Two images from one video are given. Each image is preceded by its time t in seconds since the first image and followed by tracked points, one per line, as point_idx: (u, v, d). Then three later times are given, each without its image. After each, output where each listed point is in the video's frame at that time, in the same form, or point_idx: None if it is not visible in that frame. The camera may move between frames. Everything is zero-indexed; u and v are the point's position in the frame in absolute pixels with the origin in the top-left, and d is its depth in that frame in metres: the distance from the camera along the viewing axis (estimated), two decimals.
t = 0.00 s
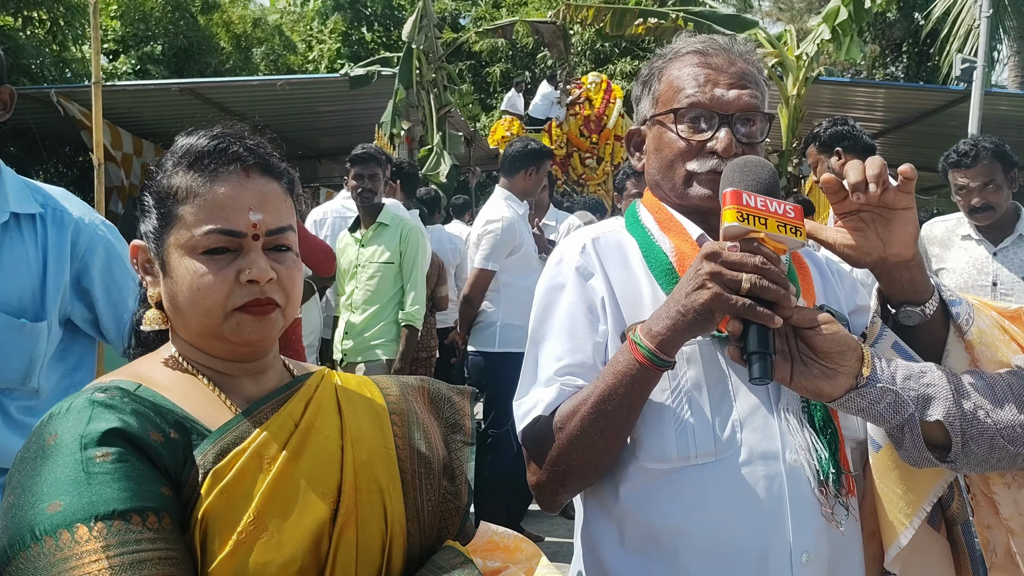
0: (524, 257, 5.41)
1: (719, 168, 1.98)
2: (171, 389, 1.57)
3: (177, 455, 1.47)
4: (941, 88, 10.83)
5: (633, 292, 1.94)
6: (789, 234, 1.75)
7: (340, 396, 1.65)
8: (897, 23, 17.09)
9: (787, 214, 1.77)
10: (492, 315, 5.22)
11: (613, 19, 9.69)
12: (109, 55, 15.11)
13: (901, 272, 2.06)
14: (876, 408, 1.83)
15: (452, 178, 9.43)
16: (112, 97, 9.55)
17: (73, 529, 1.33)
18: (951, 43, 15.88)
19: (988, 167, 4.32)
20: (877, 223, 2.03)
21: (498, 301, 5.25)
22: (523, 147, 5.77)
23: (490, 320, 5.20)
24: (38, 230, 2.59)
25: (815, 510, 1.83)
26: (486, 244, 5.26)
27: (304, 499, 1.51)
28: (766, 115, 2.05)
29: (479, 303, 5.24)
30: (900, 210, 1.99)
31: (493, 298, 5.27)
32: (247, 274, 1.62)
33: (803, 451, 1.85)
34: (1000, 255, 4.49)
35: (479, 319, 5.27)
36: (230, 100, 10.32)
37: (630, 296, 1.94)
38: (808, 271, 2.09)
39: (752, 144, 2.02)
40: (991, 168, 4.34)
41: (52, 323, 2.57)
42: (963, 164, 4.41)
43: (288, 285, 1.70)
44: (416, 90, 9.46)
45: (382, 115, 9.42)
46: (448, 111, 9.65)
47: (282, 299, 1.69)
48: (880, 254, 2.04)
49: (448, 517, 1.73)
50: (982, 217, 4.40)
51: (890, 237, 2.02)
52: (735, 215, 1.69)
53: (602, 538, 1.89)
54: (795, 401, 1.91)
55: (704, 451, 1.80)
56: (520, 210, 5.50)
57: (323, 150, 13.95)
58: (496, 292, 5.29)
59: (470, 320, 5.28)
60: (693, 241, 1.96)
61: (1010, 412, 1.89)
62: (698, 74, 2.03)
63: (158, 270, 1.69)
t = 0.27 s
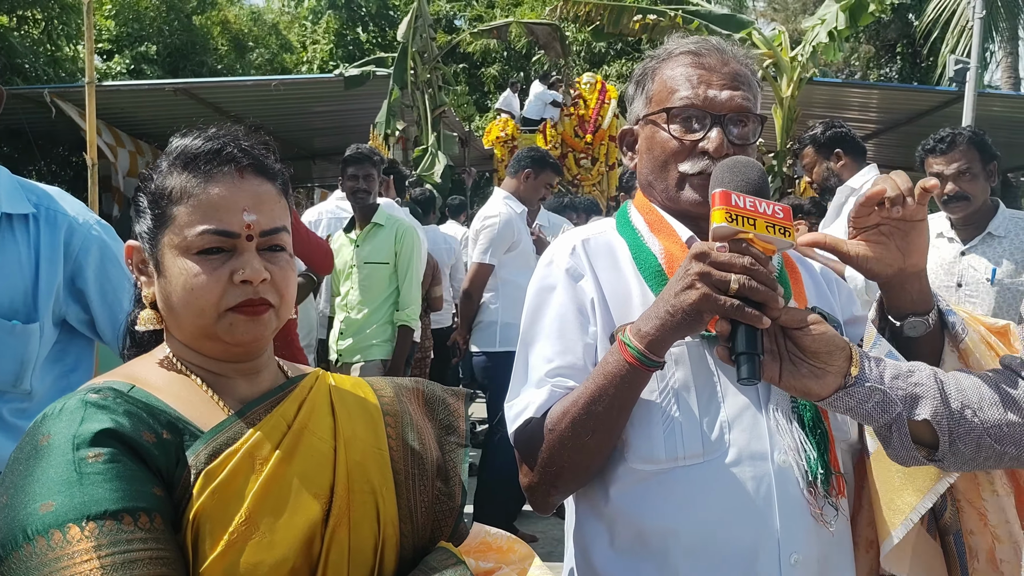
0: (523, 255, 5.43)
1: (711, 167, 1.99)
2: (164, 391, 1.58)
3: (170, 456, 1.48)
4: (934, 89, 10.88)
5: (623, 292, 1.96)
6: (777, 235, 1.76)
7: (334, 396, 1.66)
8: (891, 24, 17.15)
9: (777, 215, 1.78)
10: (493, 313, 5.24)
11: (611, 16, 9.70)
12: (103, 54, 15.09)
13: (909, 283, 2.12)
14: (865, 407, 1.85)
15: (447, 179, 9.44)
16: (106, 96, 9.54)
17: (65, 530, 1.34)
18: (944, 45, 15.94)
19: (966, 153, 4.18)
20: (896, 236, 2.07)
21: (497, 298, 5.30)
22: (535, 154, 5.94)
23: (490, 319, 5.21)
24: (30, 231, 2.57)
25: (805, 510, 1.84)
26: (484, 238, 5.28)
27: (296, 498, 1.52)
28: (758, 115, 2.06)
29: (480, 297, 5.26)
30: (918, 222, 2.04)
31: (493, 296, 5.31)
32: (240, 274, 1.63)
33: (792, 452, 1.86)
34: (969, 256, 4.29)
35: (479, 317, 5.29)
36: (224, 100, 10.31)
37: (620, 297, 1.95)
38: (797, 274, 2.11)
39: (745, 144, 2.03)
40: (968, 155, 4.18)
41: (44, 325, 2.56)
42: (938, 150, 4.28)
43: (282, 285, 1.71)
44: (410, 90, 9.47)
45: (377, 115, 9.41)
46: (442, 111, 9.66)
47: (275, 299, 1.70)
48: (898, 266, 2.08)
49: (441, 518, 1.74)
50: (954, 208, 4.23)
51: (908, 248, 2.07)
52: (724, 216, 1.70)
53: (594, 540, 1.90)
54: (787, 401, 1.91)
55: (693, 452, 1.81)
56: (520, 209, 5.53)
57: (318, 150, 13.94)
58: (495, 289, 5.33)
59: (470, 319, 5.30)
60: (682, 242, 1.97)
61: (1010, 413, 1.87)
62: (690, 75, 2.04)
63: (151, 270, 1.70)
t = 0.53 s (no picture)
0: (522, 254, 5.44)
1: (708, 160, 1.99)
2: (161, 392, 1.58)
3: (166, 456, 1.49)
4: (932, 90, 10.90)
5: (620, 295, 1.96)
6: (773, 239, 1.77)
7: (331, 397, 1.67)
8: (889, 25, 17.17)
9: (771, 218, 1.78)
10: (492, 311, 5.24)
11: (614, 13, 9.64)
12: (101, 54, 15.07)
13: (895, 338, 2.10)
14: (858, 410, 1.85)
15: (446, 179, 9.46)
16: (104, 97, 9.53)
17: (61, 531, 1.34)
18: (942, 46, 15.96)
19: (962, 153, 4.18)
20: (895, 292, 2.07)
21: (496, 295, 5.30)
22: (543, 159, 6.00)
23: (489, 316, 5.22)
24: (25, 231, 2.57)
25: (804, 510, 1.85)
26: (485, 234, 5.30)
27: (293, 498, 1.53)
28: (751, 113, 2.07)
29: (480, 291, 5.27)
30: (918, 283, 2.05)
31: (491, 293, 5.31)
32: (236, 274, 1.63)
33: (793, 451, 1.86)
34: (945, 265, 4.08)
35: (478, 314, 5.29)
36: (223, 100, 10.31)
37: (618, 300, 1.95)
38: (797, 280, 2.13)
39: (737, 140, 2.03)
40: (954, 155, 4.13)
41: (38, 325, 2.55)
42: (922, 148, 4.24)
43: (278, 286, 1.71)
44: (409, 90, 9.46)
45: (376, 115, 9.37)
46: (440, 111, 9.67)
47: (272, 299, 1.70)
48: (891, 319, 2.07)
49: (437, 519, 1.75)
50: (935, 209, 4.10)
51: (904, 306, 2.06)
52: (717, 220, 1.71)
53: (593, 543, 1.91)
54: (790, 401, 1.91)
55: (692, 454, 1.82)
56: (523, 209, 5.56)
57: (317, 150, 13.94)
58: (494, 286, 5.33)
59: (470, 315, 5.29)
60: (681, 244, 1.98)
61: (1005, 413, 1.80)
62: (680, 75, 2.06)
63: (149, 272, 1.71)
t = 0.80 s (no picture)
0: (525, 253, 5.44)
1: (703, 169, 1.99)
2: (159, 393, 1.58)
3: (164, 456, 1.49)
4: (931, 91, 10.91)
5: (619, 297, 1.96)
6: (770, 238, 1.76)
7: (328, 396, 1.67)
8: (888, 26, 17.19)
9: (769, 218, 1.79)
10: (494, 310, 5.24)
11: (615, 19, 9.69)
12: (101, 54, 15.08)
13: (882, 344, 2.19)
14: (857, 410, 1.85)
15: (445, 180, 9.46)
16: (104, 97, 9.52)
17: (60, 531, 1.34)
18: (941, 47, 15.99)
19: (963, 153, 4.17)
20: (883, 307, 2.13)
21: (497, 293, 5.30)
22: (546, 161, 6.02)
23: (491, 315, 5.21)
24: (13, 229, 2.56)
25: (806, 508, 1.85)
26: (487, 232, 5.30)
27: (291, 496, 1.53)
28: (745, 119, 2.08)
29: (481, 289, 5.26)
30: (907, 308, 2.10)
31: (493, 290, 5.31)
32: (233, 274, 1.64)
33: (796, 447, 1.87)
34: (916, 264, 3.71)
35: (479, 312, 5.28)
36: (223, 100, 10.31)
37: (616, 301, 1.95)
38: (793, 280, 2.13)
39: (732, 145, 2.03)
40: (929, 140, 3.67)
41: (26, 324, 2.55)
42: (896, 131, 3.76)
43: (275, 285, 1.71)
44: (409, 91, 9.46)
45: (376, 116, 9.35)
46: (440, 112, 9.68)
47: (269, 299, 1.70)
48: (874, 331, 2.15)
49: (435, 519, 1.75)
50: (904, 199, 3.66)
51: (890, 320, 2.13)
52: (716, 219, 1.71)
53: (597, 545, 1.91)
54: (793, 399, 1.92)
55: (696, 453, 1.82)
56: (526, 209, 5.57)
57: (317, 150, 13.95)
58: (497, 284, 5.33)
59: (473, 312, 5.28)
60: (676, 246, 1.98)
61: (1004, 415, 1.77)
62: (675, 81, 2.06)
63: (147, 271, 1.71)
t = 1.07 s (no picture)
0: (525, 253, 5.43)
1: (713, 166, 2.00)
2: (156, 389, 1.58)
3: (162, 454, 1.48)
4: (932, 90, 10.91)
5: (624, 294, 1.96)
6: (777, 235, 1.79)
7: (326, 394, 1.67)
8: (889, 25, 17.18)
9: (775, 214, 1.80)
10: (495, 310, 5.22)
11: (613, 30, 9.76)
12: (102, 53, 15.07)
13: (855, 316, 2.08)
14: (860, 407, 1.84)
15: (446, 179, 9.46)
16: (105, 96, 9.51)
17: (58, 528, 1.34)
18: (942, 47, 15.98)
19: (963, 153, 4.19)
20: (833, 276, 2.01)
21: (498, 292, 5.30)
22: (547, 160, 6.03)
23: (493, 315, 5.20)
24: None
25: (815, 506, 1.85)
26: (487, 232, 5.30)
27: (289, 494, 1.53)
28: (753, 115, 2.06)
29: (482, 289, 5.27)
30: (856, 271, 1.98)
31: (493, 290, 5.32)
32: (232, 270, 1.63)
33: (804, 446, 1.87)
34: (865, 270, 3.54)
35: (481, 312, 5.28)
36: (224, 99, 10.31)
37: (622, 299, 1.95)
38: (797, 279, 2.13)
39: (741, 145, 2.03)
40: (881, 139, 3.44)
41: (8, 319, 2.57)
42: (848, 128, 3.51)
43: (274, 281, 1.71)
44: (410, 90, 9.45)
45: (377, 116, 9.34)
46: (441, 111, 9.68)
47: (268, 295, 1.70)
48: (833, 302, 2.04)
49: (434, 516, 1.75)
50: (855, 201, 3.47)
51: (845, 290, 2.02)
52: (721, 215, 1.71)
53: (604, 544, 1.90)
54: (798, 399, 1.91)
55: (705, 452, 1.82)
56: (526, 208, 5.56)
57: (317, 149, 13.94)
58: (497, 284, 5.34)
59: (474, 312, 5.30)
60: (681, 243, 1.98)
61: (1008, 411, 1.81)
62: (685, 76, 2.05)
63: (144, 269, 1.70)
